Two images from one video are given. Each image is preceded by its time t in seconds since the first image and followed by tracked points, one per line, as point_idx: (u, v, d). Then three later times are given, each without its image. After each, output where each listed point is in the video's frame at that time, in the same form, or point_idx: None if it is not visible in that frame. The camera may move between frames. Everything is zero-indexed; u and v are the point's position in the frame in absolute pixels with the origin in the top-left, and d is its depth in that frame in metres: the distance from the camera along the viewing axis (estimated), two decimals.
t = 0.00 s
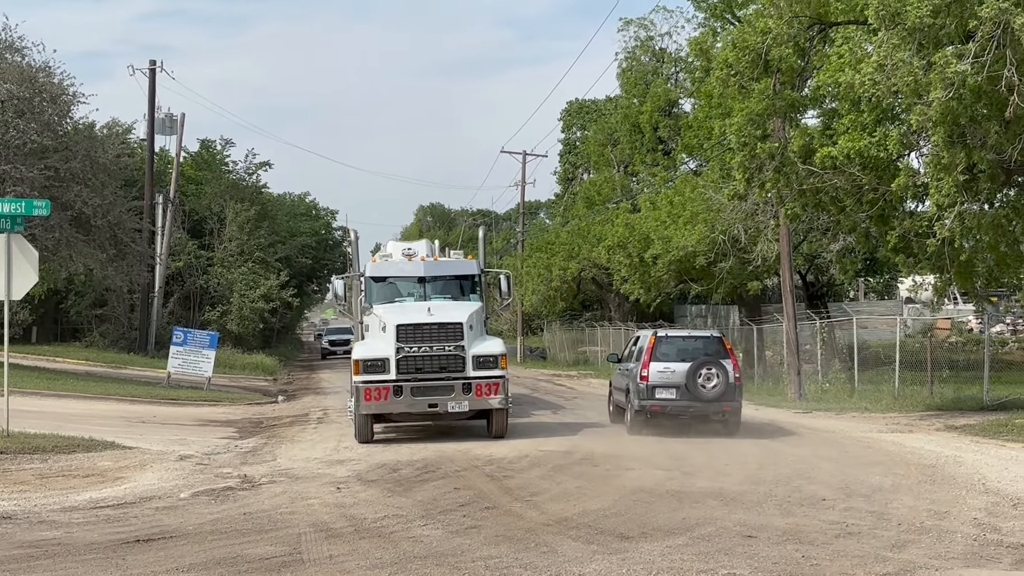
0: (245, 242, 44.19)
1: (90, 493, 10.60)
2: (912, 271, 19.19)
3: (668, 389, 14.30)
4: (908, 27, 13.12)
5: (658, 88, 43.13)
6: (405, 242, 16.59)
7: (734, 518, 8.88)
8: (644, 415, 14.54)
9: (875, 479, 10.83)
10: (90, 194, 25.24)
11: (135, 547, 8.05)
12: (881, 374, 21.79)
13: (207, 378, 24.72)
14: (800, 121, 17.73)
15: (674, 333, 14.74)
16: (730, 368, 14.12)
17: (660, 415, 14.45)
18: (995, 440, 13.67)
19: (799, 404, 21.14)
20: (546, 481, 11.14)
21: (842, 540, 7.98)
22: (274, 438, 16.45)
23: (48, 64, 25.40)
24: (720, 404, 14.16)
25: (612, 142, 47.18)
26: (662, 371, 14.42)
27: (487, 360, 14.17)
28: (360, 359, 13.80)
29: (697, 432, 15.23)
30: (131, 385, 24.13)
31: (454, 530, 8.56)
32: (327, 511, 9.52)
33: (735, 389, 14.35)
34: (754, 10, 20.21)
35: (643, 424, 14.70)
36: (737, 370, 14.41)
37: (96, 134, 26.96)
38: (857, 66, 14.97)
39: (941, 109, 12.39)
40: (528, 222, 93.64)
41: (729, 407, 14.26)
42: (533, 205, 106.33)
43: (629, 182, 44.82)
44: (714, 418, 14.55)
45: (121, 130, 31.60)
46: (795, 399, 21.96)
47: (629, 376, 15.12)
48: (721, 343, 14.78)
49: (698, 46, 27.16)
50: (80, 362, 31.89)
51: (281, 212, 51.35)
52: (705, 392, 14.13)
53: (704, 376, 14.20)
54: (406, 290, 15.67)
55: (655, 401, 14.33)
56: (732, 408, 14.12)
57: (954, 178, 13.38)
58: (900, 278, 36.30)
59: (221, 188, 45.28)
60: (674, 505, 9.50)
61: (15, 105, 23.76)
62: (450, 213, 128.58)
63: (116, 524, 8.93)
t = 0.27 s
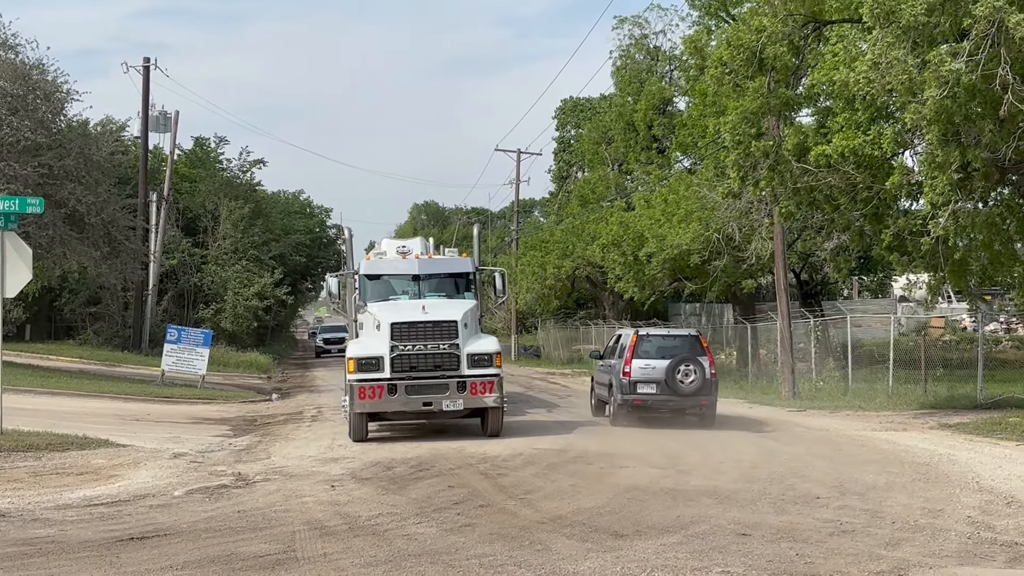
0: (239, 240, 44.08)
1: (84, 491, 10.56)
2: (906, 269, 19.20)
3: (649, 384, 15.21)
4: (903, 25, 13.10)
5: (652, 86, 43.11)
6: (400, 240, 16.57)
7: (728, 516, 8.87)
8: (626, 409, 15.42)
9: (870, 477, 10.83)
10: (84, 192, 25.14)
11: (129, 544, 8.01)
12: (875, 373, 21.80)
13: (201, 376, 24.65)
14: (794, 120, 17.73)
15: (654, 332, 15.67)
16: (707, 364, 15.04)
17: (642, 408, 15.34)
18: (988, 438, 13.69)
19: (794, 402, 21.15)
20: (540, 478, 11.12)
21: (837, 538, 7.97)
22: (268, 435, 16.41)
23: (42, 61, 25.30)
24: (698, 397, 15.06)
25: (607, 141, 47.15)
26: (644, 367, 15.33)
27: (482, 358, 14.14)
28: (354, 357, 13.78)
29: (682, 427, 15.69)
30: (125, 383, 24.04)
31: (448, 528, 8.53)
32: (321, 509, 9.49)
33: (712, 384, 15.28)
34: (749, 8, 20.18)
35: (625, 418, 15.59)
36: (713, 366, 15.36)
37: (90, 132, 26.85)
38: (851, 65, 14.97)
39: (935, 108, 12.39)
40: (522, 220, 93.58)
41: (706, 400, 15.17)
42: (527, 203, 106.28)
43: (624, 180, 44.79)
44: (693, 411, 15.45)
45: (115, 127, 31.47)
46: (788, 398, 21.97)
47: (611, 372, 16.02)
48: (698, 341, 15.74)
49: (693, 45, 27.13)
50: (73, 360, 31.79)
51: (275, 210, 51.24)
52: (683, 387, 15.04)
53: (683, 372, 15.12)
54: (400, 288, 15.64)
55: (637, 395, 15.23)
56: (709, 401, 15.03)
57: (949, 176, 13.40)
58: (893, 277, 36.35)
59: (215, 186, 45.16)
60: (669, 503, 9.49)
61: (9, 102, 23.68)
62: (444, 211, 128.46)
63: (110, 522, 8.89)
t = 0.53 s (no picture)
0: (235, 237, 44.03)
1: (79, 488, 10.53)
2: (902, 267, 19.23)
3: (630, 376, 16.35)
4: (898, 23, 13.09)
5: (648, 83, 43.09)
6: (395, 237, 16.55)
7: (724, 513, 8.88)
8: (609, 400, 16.58)
9: (865, 474, 10.86)
10: (79, 188, 25.08)
11: (125, 541, 8.00)
12: (870, 370, 21.83)
13: (196, 373, 24.61)
14: (790, 117, 17.73)
15: (635, 328, 16.84)
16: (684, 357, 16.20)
17: (624, 399, 16.50)
18: (983, 436, 13.72)
19: (789, 399, 21.18)
20: (536, 475, 11.12)
21: (832, 535, 7.99)
22: (263, 432, 16.38)
23: (36, 57, 25.23)
24: (676, 389, 16.23)
25: (602, 138, 47.13)
26: (625, 361, 16.47)
27: (478, 355, 14.12)
28: (349, 354, 13.76)
29: (678, 425, 15.72)
30: (119, 380, 24.00)
31: (444, 525, 8.53)
32: (316, 506, 9.48)
33: (689, 376, 16.42)
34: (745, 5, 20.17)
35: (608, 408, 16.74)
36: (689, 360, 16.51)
37: (85, 128, 26.78)
38: (847, 62, 14.99)
39: (931, 106, 12.42)
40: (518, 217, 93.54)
41: (684, 391, 16.35)
42: (523, 200, 106.23)
43: (619, 177, 44.77)
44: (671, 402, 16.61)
45: (110, 123, 31.38)
46: (784, 395, 22.01)
47: (595, 366, 17.16)
48: (676, 336, 16.87)
49: (688, 42, 27.12)
50: (69, 356, 31.73)
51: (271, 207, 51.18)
52: (662, 379, 16.17)
53: (662, 365, 16.25)
54: (396, 284, 15.62)
55: (619, 387, 16.40)
56: (686, 393, 16.18)
57: (944, 174, 13.43)
58: (889, 275, 36.40)
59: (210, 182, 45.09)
60: (664, 500, 9.50)
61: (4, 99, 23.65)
62: (440, 208, 128.36)
63: (106, 519, 8.87)
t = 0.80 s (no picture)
0: (230, 233, 43.96)
1: (74, 483, 10.52)
2: (897, 264, 19.24)
3: (613, 371, 17.63)
4: (894, 20, 13.08)
5: (643, 80, 43.05)
6: (391, 233, 16.52)
7: (719, 509, 8.89)
8: (593, 391, 17.85)
9: (859, 471, 10.88)
10: (74, 183, 25.01)
11: (120, 537, 7.98)
12: (865, 367, 21.85)
13: (192, 369, 24.58)
14: (785, 114, 17.73)
15: (617, 325, 18.12)
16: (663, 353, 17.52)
17: (607, 392, 17.76)
18: (977, 432, 13.74)
19: (783, 396, 21.21)
20: (531, 472, 11.12)
21: (827, 532, 8.00)
22: (259, 428, 16.37)
23: (31, 53, 25.16)
24: (655, 382, 17.53)
25: (598, 134, 47.09)
26: (608, 356, 17.75)
27: (476, 352, 14.11)
28: (346, 352, 13.74)
29: (673, 421, 15.76)
30: (114, 376, 23.96)
31: (440, 521, 8.53)
32: (312, 502, 9.48)
33: (667, 370, 17.72)
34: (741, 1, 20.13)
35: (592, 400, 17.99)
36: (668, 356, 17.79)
37: (80, 124, 26.70)
38: (843, 59, 14.99)
39: (926, 103, 12.43)
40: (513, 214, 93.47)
41: (662, 384, 17.67)
42: (518, 197, 106.16)
43: (615, 174, 44.74)
44: (651, 394, 17.89)
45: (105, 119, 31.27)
46: (778, 391, 22.04)
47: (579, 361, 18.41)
48: (655, 333, 18.16)
49: (684, 39, 27.09)
50: (64, 352, 31.65)
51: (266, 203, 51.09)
52: (643, 373, 17.45)
53: (642, 360, 17.54)
54: (393, 280, 15.60)
55: (603, 380, 17.68)
56: (665, 386, 17.50)
57: (939, 171, 13.45)
58: (884, 272, 36.44)
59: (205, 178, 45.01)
60: (660, 496, 9.51)
61: None
62: (435, 204, 128.21)
63: (101, 514, 8.85)
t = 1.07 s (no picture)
0: (224, 229, 43.85)
1: (68, 480, 10.48)
2: (891, 262, 19.25)
3: (594, 364, 18.48)
4: (888, 17, 13.06)
5: (638, 77, 43.02)
6: (386, 228, 16.47)
7: (712, 506, 8.90)
8: (576, 385, 18.70)
9: (852, 468, 10.90)
10: (68, 179, 24.90)
11: (113, 533, 7.96)
12: (859, 364, 21.89)
13: (186, 366, 24.52)
14: (779, 111, 17.73)
15: (600, 322, 18.98)
16: (642, 348, 18.37)
17: (589, 385, 18.61)
18: (971, 430, 13.77)
19: (777, 393, 21.23)
20: (525, 468, 11.12)
21: (820, 529, 8.01)
22: (252, 425, 16.34)
23: (25, 48, 25.05)
24: (635, 375, 18.38)
25: (592, 131, 47.03)
26: (591, 351, 18.60)
27: (473, 349, 14.10)
28: (342, 349, 13.69)
29: (667, 419, 15.76)
30: (108, 372, 23.90)
31: (433, 517, 8.53)
32: (306, 498, 9.47)
33: (647, 365, 18.57)
34: None
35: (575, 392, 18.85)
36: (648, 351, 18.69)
37: (73, 120, 26.59)
38: (837, 57, 14.99)
39: (920, 101, 12.45)
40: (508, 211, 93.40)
41: (642, 378, 18.50)
42: (512, 194, 106.11)
43: (610, 171, 44.72)
44: (631, 388, 18.73)
45: (99, 115, 31.15)
46: (773, 388, 22.07)
47: (563, 356, 19.27)
48: (637, 330, 19.04)
49: (679, 36, 27.08)
50: (58, 349, 31.56)
51: (260, 199, 50.96)
52: (623, 367, 18.31)
53: (623, 355, 18.39)
54: (388, 277, 15.58)
55: (585, 374, 18.50)
56: (645, 379, 18.35)
57: (933, 169, 13.48)
58: (877, 269, 36.50)
59: (199, 175, 44.89)
60: (653, 493, 9.52)
61: None
62: (430, 201, 128.07)
63: (94, 511, 8.82)
